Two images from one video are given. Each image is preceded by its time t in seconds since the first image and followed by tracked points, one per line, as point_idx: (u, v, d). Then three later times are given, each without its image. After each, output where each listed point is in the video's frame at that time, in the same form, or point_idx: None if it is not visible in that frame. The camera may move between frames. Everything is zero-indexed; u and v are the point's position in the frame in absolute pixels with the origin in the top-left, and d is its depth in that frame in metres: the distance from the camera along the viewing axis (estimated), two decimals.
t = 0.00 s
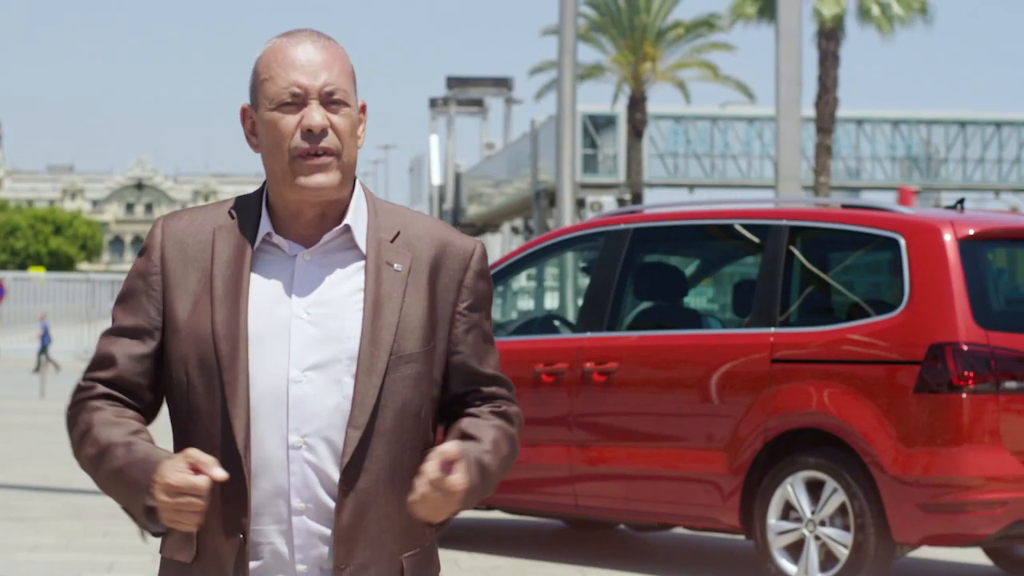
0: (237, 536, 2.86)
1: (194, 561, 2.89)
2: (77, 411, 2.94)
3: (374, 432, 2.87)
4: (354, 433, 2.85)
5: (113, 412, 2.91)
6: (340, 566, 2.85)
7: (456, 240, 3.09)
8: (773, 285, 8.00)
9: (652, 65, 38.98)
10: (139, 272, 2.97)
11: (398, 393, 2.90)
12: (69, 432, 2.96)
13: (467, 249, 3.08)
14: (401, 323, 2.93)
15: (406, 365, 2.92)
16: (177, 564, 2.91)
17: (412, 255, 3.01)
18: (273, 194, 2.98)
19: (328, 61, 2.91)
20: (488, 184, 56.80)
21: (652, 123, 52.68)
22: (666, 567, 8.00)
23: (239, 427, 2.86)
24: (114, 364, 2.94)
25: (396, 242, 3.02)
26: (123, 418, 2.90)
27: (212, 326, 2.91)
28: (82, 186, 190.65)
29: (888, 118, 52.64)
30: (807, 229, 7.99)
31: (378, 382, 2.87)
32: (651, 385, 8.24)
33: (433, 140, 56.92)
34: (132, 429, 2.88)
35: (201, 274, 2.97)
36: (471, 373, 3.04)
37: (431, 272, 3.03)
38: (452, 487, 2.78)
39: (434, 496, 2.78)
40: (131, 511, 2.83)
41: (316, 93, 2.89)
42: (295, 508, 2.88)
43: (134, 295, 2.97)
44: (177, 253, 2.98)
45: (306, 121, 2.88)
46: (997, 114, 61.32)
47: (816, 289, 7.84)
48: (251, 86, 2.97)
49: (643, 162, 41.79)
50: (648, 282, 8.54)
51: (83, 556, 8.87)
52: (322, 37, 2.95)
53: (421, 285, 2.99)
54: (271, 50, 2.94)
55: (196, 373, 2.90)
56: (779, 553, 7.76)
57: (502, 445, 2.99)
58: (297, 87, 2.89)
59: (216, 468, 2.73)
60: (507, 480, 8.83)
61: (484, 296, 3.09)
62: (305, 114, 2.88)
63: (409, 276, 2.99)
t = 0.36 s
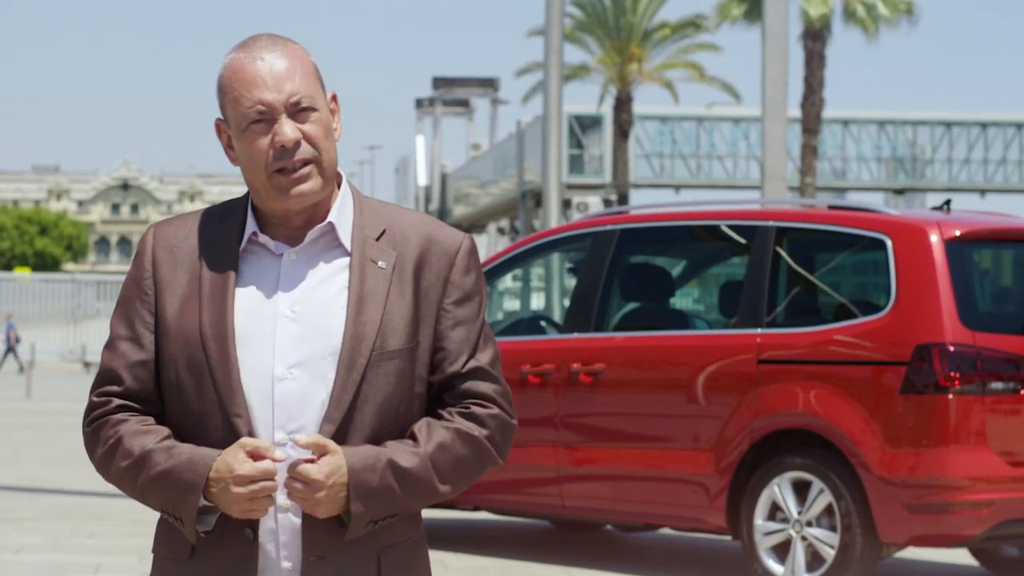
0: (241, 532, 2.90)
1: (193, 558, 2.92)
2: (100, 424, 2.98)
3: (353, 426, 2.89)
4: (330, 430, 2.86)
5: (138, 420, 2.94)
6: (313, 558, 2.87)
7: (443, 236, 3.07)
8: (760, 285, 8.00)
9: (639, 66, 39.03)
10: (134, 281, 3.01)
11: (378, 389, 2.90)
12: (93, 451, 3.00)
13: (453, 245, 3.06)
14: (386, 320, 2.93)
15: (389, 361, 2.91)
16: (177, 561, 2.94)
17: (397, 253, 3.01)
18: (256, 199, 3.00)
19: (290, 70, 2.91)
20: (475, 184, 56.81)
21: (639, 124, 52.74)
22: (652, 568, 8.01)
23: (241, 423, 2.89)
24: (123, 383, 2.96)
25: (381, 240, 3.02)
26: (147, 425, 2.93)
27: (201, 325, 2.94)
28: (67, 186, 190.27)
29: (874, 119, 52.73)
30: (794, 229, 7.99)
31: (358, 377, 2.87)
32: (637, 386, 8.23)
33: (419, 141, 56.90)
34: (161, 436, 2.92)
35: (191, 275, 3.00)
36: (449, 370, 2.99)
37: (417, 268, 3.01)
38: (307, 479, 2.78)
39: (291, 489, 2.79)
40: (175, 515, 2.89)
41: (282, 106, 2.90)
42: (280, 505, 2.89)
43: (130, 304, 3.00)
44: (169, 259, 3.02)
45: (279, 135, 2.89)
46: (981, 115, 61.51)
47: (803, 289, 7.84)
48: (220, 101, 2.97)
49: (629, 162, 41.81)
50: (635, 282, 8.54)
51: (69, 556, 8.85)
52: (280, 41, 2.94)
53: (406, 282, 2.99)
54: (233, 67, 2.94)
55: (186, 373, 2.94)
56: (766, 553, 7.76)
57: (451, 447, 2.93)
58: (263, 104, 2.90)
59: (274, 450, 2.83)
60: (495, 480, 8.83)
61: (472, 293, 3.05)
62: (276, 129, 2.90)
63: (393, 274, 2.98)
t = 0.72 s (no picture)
0: (231, 529, 2.89)
1: (185, 556, 2.92)
2: (98, 427, 2.99)
3: (344, 423, 2.88)
4: (321, 426, 2.85)
5: (135, 422, 2.95)
6: (303, 557, 2.87)
7: (437, 237, 3.06)
8: (751, 285, 8.00)
9: (630, 66, 39.06)
10: (130, 282, 3.02)
11: (369, 387, 2.90)
12: (90, 452, 3.01)
13: (446, 245, 3.05)
14: (377, 319, 2.92)
15: (380, 360, 2.91)
16: (169, 561, 2.94)
17: (390, 253, 3.00)
18: (248, 196, 3.00)
19: (283, 66, 2.91)
20: (466, 184, 56.81)
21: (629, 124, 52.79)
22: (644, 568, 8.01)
23: (230, 421, 2.89)
24: (120, 384, 2.97)
25: (373, 239, 3.02)
26: (146, 427, 2.93)
27: (192, 325, 2.94)
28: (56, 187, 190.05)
29: (865, 120, 52.81)
30: (784, 229, 8.00)
31: (349, 375, 2.87)
32: (628, 386, 8.24)
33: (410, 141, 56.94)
34: (156, 435, 2.92)
35: (184, 275, 3.00)
36: (443, 371, 2.98)
37: (409, 267, 3.01)
38: (308, 480, 2.77)
39: (290, 489, 2.78)
40: (167, 514, 2.88)
41: (273, 101, 2.90)
42: (269, 502, 2.90)
43: (126, 307, 3.01)
44: (164, 260, 3.02)
45: (268, 130, 2.89)
46: (971, 116, 61.61)
47: (793, 289, 7.85)
48: (213, 98, 2.98)
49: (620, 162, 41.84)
50: (625, 282, 8.53)
51: (61, 556, 8.84)
52: (274, 38, 2.95)
53: (399, 282, 2.98)
54: (226, 63, 2.94)
55: (177, 372, 2.94)
56: (757, 554, 7.77)
57: (444, 450, 2.93)
58: (254, 98, 2.90)
59: (259, 448, 2.82)
60: (486, 481, 8.83)
61: (466, 293, 3.04)
62: (265, 124, 2.90)
63: (386, 272, 2.98)
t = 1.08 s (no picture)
0: (222, 531, 2.89)
1: (174, 558, 2.91)
2: (86, 428, 2.98)
3: (333, 425, 2.88)
4: (311, 427, 2.85)
5: (123, 423, 2.94)
6: (292, 559, 2.87)
7: (425, 240, 3.06)
8: (741, 286, 8.01)
9: (621, 68, 39.10)
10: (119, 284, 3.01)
11: (358, 389, 2.90)
12: (79, 454, 3.00)
13: (435, 248, 3.05)
14: (366, 321, 2.92)
15: (370, 362, 2.90)
16: (158, 561, 2.93)
17: (379, 255, 3.00)
18: (238, 198, 3.00)
19: (272, 68, 2.90)
20: (457, 185, 56.86)
21: (620, 125, 52.89)
22: (634, 569, 8.02)
23: (221, 422, 2.89)
24: (107, 385, 2.96)
25: (362, 242, 3.01)
26: (135, 428, 2.93)
27: (183, 327, 2.94)
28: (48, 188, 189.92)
29: (856, 121, 52.89)
30: (774, 231, 8.01)
31: (338, 377, 2.87)
32: (619, 388, 8.24)
33: (402, 142, 56.99)
34: (146, 437, 2.91)
35: (173, 276, 3.00)
36: (431, 373, 2.98)
37: (398, 270, 3.01)
38: (297, 482, 2.77)
39: (280, 491, 2.78)
40: (156, 515, 2.88)
41: (263, 104, 2.90)
42: (259, 504, 2.90)
43: (115, 308, 3.00)
44: (155, 261, 3.01)
45: (258, 132, 2.89)
46: (962, 118, 61.74)
47: (784, 291, 7.85)
48: (203, 100, 2.97)
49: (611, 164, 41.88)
50: (616, 284, 8.53)
51: (53, 558, 8.83)
52: (264, 41, 2.94)
53: (388, 285, 2.98)
54: (216, 65, 2.94)
55: (167, 373, 2.93)
56: (748, 555, 7.77)
57: (433, 452, 2.94)
58: (244, 100, 2.90)
59: (251, 449, 2.82)
60: (477, 482, 8.83)
61: (455, 295, 3.04)
62: (255, 126, 2.89)
63: (375, 275, 2.97)
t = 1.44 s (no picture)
0: (208, 530, 2.89)
1: (160, 556, 2.92)
2: (71, 426, 2.98)
3: (319, 422, 2.89)
4: (299, 424, 2.86)
5: (107, 421, 2.94)
6: (280, 558, 2.87)
7: (410, 237, 3.06)
8: (732, 285, 8.01)
9: (612, 68, 39.11)
10: (103, 282, 3.00)
11: (344, 386, 2.90)
12: (63, 452, 3.00)
13: (420, 246, 3.05)
14: (351, 318, 2.92)
15: (355, 359, 2.91)
16: (144, 559, 2.93)
17: (364, 252, 3.00)
18: (223, 195, 3.00)
19: (259, 66, 2.90)
20: (449, 185, 56.86)
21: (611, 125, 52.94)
22: (625, 568, 8.02)
23: (206, 420, 2.89)
24: (92, 383, 2.96)
25: (347, 240, 3.01)
26: (119, 426, 2.93)
27: (168, 324, 2.93)
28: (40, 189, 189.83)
29: (848, 122, 52.97)
30: (765, 230, 8.01)
31: (324, 375, 2.87)
32: (610, 387, 8.24)
33: (394, 143, 57.02)
34: (130, 435, 2.91)
35: (158, 274, 2.99)
36: (416, 370, 2.99)
37: (383, 267, 3.01)
38: (285, 481, 2.77)
39: (267, 492, 2.78)
40: (141, 514, 2.89)
41: (249, 101, 2.90)
42: (245, 502, 2.90)
43: (99, 305, 3.00)
44: (140, 260, 3.01)
45: (244, 129, 2.89)
46: (953, 118, 61.83)
47: (775, 290, 7.86)
48: (189, 96, 2.96)
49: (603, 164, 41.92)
50: (608, 283, 8.53)
51: (44, 557, 8.82)
52: (251, 38, 2.94)
53: (373, 281, 2.98)
54: (203, 62, 2.94)
55: (152, 370, 2.93)
56: (738, 553, 7.78)
57: (420, 449, 2.94)
58: (230, 97, 2.90)
59: (236, 447, 2.82)
60: (467, 481, 8.84)
61: (440, 293, 3.05)
62: (241, 123, 2.90)
63: (360, 272, 2.98)
